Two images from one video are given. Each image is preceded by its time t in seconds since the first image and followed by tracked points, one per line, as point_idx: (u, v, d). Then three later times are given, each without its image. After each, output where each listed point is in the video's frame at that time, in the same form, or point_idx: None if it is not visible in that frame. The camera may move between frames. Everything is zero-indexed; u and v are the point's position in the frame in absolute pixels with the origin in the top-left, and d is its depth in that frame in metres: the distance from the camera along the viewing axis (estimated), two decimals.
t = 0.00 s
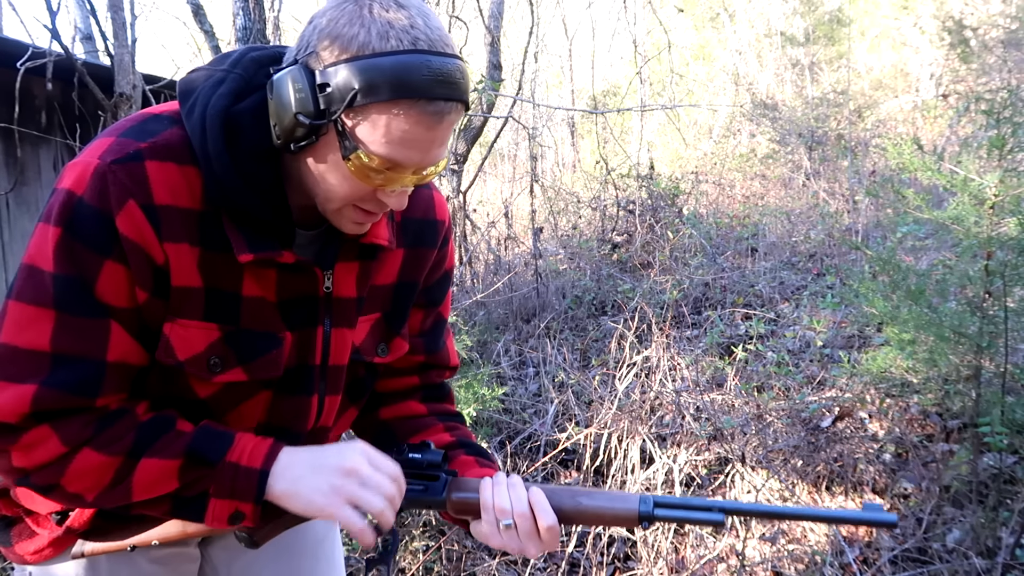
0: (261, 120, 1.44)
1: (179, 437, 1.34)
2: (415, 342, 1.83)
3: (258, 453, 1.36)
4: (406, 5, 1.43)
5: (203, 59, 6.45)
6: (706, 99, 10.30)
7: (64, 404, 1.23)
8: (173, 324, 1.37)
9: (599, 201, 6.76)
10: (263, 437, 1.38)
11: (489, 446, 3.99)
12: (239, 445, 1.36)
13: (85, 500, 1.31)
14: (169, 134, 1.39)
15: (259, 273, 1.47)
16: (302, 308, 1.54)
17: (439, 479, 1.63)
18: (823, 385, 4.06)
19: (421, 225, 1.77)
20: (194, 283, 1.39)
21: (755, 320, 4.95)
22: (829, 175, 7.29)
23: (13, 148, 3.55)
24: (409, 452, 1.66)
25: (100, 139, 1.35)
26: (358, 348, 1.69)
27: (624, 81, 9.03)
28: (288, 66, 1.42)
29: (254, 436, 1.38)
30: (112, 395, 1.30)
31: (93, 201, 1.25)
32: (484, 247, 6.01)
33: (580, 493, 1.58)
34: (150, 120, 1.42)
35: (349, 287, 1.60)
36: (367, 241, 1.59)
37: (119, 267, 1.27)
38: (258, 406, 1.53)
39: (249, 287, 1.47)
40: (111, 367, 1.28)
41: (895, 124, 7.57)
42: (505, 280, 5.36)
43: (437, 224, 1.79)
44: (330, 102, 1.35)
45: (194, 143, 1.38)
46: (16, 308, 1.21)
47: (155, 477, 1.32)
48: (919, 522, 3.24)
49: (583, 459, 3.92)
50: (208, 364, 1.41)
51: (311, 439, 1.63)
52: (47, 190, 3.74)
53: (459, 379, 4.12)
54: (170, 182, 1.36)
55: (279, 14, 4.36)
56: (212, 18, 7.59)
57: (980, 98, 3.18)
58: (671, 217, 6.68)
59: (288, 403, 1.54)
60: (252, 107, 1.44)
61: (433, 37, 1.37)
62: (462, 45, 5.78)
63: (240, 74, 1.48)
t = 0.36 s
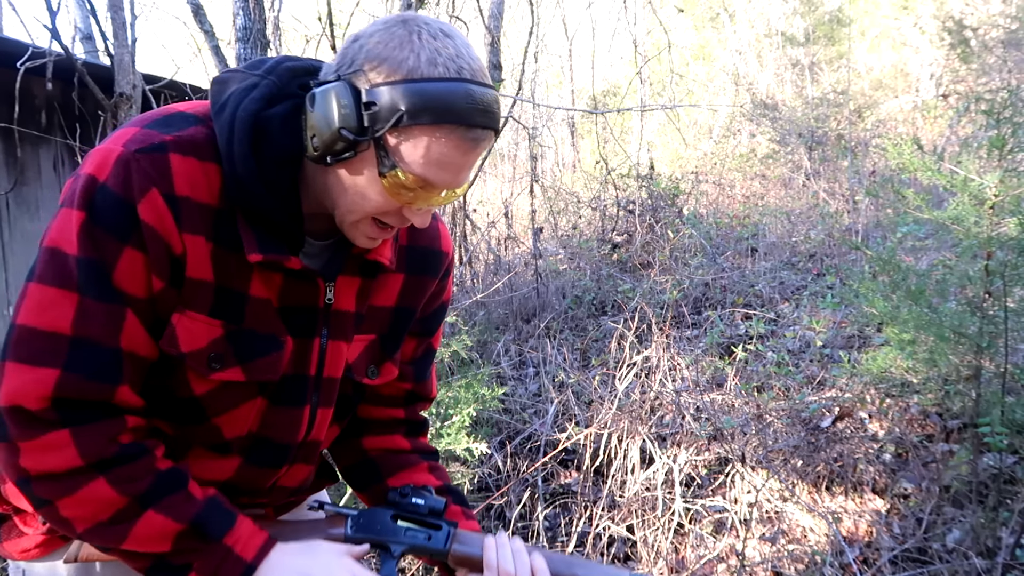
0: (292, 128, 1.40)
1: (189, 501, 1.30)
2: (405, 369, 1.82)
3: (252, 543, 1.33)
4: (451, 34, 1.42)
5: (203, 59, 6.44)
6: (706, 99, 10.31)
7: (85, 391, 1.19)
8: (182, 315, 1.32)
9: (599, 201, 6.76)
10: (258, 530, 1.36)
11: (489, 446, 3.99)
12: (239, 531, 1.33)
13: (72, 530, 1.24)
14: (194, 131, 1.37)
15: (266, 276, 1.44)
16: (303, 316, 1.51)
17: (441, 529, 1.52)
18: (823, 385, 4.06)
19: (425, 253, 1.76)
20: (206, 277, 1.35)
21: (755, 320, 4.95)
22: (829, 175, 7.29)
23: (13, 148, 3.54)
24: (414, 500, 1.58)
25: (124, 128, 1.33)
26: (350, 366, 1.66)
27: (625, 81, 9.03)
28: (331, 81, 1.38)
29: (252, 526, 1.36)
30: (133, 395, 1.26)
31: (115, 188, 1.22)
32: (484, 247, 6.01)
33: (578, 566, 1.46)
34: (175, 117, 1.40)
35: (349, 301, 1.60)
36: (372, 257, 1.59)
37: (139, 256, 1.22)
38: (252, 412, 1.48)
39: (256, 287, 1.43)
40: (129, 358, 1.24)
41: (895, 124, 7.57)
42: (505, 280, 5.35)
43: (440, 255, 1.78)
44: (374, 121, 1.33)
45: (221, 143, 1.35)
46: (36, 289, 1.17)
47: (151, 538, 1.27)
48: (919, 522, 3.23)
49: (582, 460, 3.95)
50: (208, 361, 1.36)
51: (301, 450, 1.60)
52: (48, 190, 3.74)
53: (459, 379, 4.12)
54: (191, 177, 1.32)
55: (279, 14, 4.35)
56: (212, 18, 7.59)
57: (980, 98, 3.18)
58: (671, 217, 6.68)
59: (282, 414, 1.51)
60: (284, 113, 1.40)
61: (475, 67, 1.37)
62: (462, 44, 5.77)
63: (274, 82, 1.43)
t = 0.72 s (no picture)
0: (326, 143, 1.42)
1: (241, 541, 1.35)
2: (405, 376, 1.84)
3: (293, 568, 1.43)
4: (487, 62, 1.45)
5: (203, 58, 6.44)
6: (706, 99, 10.32)
7: (146, 396, 1.21)
8: (223, 318, 1.33)
9: (599, 201, 6.76)
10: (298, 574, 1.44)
11: (489, 446, 4.00)
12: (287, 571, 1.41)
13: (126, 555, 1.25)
14: (228, 140, 1.35)
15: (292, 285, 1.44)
16: (321, 327, 1.51)
17: (450, 553, 1.62)
18: (823, 385, 4.06)
19: (430, 267, 1.77)
20: (245, 283, 1.35)
21: (755, 320, 4.95)
22: (829, 175, 7.28)
23: (13, 148, 3.55)
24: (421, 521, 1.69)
25: (156, 133, 1.30)
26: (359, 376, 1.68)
27: (625, 81, 9.04)
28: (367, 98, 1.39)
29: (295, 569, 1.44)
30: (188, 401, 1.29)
31: (162, 196, 1.21)
32: (484, 247, 6.00)
33: None
34: (207, 125, 1.39)
35: (367, 310, 1.60)
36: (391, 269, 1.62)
37: (184, 259, 1.23)
38: (271, 416, 1.49)
39: (286, 295, 1.43)
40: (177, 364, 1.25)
41: (895, 124, 7.57)
42: (505, 280, 5.35)
43: (444, 269, 1.78)
44: (409, 141, 1.33)
45: (256, 153, 1.34)
46: (89, 298, 1.15)
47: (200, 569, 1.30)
48: (919, 522, 3.23)
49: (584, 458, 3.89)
50: (237, 365, 1.37)
51: (312, 458, 1.63)
52: (48, 190, 3.74)
53: (459, 379, 4.12)
54: (226, 184, 1.31)
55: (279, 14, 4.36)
56: (211, 18, 7.60)
57: (980, 98, 3.18)
58: (671, 217, 6.68)
59: (299, 419, 1.53)
60: (320, 129, 1.41)
61: (508, 95, 1.39)
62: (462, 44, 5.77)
63: (310, 96, 1.44)
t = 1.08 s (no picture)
0: (345, 132, 1.43)
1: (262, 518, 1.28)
2: (416, 372, 1.84)
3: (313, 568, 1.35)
4: (498, 54, 1.45)
5: (203, 58, 6.45)
6: (706, 99, 10.33)
7: (174, 363, 1.16)
8: (247, 301, 1.32)
9: (599, 201, 6.76)
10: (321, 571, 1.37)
11: (489, 446, 4.00)
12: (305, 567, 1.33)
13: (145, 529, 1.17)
14: (255, 127, 1.38)
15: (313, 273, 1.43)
16: (339, 318, 1.50)
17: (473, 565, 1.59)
18: (823, 384, 4.06)
19: (442, 264, 1.76)
20: (269, 266, 1.34)
21: (755, 320, 4.95)
22: (829, 175, 7.28)
23: (13, 148, 3.56)
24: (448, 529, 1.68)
25: (186, 121, 1.32)
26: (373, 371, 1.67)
27: (624, 81, 9.04)
28: (382, 87, 1.40)
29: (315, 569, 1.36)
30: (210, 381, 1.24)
31: (196, 170, 1.21)
32: (484, 247, 6.00)
33: None
34: (232, 114, 1.40)
35: (382, 304, 1.59)
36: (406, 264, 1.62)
37: (219, 233, 1.22)
38: (292, 405, 1.47)
39: (307, 281, 1.42)
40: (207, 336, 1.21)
41: (895, 125, 7.57)
42: (505, 280, 5.35)
43: (455, 266, 1.79)
44: (423, 126, 1.34)
45: (275, 142, 1.36)
46: (117, 265, 1.12)
47: (222, 549, 1.22)
48: (919, 522, 3.23)
49: (585, 458, 3.91)
50: (257, 348, 1.36)
51: (327, 452, 1.63)
52: (48, 190, 3.75)
53: (459, 379, 4.12)
54: (257, 168, 1.33)
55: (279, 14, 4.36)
56: (211, 18, 7.60)
57: (980, 98, 3.18)
58: (671, 216, 6.67)
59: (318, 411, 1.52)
60: (338, 119, 1.44)
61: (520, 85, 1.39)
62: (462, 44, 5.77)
63: (328, 89, 1.47)
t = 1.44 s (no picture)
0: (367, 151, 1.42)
1: (191, 519, 1.20)
2: (416, 381, 1.84)
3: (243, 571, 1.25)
4: (520, 72, 1.43)
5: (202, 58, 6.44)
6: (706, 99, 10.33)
7: (120, 381, 1.10)
8: (246, 323, 1.29)
9: (599, 202, 6.76)
10: (255, 554, 1.27)
11: (489, 446, 4.00)
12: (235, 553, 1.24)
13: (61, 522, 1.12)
14: (277, 143, 1.37)
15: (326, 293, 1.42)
16: (353, 337, 1.50)
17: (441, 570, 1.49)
18: (823, 385, 4.06)
19: (453, 279, 1.76)
20: (274, 287, 1.32)
21: (755, 320, 4.95)
22: (829, 175, 7.27)
23: (13, 148, 3.56)
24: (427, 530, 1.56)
25: (208, 134, 1.31)
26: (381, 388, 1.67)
27: (624, 81, 9.05)
28: (400, 105, 1.40)
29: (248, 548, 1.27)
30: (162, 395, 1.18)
31: (202, 188, 1.19)
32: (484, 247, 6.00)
33: None
34: (257, 129, 1.39)
35: (398, 323, 1.60)
36: (428, 285, 1.64)
37: (215, 255, 1.19)
38: (299, 421, 1.47)
39: (318, 301, 1.41)
40: (169, 353, 1.16)
41: (895, 125, 7.57)
42: (505, 280, 5.35)
43: (467, 283, 1.79)
44: (438, 145, 1.34)
45: (299, 158, 1.34)
46: (92, 271, 1.09)
47: (136, 546, 1.15)
48: (919, 522, 3.23)
49: (584, 459, 3.92)
50: (264, 366, 1.33)
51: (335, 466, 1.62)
52: (48, 190, 3.75)
53: (459, 379, 4.11)
54: (275, 191, 1.31)
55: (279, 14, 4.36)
56: (211, 18, 7.60)
57: (980, 98, 3.18)
58: (671, 216, 6.67)
59: (324, 429, 1.52)
60: (363, 137, 1.42)
61: (540, 105, 1.37)
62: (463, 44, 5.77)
63: (354, 104, 1.46)
